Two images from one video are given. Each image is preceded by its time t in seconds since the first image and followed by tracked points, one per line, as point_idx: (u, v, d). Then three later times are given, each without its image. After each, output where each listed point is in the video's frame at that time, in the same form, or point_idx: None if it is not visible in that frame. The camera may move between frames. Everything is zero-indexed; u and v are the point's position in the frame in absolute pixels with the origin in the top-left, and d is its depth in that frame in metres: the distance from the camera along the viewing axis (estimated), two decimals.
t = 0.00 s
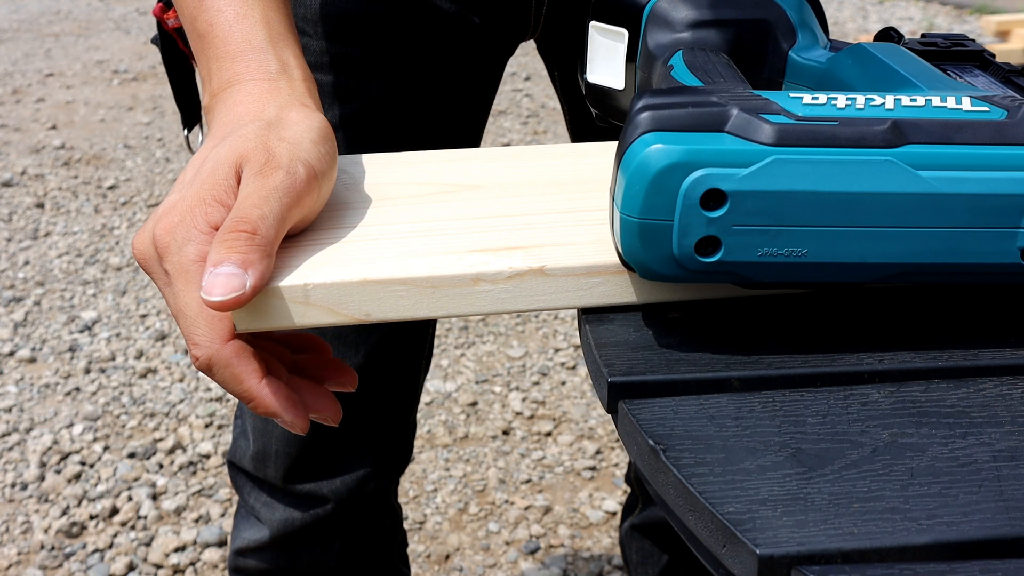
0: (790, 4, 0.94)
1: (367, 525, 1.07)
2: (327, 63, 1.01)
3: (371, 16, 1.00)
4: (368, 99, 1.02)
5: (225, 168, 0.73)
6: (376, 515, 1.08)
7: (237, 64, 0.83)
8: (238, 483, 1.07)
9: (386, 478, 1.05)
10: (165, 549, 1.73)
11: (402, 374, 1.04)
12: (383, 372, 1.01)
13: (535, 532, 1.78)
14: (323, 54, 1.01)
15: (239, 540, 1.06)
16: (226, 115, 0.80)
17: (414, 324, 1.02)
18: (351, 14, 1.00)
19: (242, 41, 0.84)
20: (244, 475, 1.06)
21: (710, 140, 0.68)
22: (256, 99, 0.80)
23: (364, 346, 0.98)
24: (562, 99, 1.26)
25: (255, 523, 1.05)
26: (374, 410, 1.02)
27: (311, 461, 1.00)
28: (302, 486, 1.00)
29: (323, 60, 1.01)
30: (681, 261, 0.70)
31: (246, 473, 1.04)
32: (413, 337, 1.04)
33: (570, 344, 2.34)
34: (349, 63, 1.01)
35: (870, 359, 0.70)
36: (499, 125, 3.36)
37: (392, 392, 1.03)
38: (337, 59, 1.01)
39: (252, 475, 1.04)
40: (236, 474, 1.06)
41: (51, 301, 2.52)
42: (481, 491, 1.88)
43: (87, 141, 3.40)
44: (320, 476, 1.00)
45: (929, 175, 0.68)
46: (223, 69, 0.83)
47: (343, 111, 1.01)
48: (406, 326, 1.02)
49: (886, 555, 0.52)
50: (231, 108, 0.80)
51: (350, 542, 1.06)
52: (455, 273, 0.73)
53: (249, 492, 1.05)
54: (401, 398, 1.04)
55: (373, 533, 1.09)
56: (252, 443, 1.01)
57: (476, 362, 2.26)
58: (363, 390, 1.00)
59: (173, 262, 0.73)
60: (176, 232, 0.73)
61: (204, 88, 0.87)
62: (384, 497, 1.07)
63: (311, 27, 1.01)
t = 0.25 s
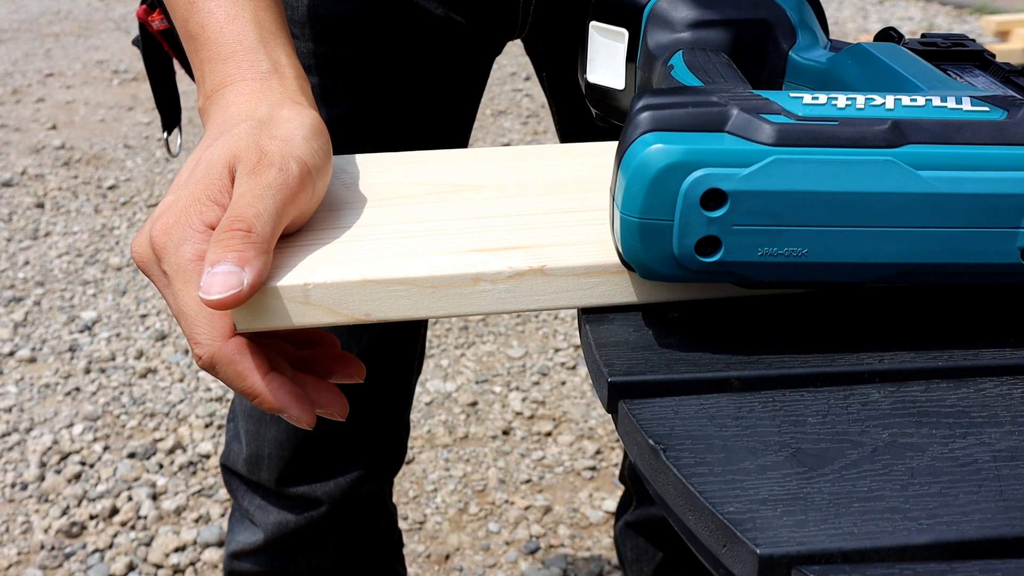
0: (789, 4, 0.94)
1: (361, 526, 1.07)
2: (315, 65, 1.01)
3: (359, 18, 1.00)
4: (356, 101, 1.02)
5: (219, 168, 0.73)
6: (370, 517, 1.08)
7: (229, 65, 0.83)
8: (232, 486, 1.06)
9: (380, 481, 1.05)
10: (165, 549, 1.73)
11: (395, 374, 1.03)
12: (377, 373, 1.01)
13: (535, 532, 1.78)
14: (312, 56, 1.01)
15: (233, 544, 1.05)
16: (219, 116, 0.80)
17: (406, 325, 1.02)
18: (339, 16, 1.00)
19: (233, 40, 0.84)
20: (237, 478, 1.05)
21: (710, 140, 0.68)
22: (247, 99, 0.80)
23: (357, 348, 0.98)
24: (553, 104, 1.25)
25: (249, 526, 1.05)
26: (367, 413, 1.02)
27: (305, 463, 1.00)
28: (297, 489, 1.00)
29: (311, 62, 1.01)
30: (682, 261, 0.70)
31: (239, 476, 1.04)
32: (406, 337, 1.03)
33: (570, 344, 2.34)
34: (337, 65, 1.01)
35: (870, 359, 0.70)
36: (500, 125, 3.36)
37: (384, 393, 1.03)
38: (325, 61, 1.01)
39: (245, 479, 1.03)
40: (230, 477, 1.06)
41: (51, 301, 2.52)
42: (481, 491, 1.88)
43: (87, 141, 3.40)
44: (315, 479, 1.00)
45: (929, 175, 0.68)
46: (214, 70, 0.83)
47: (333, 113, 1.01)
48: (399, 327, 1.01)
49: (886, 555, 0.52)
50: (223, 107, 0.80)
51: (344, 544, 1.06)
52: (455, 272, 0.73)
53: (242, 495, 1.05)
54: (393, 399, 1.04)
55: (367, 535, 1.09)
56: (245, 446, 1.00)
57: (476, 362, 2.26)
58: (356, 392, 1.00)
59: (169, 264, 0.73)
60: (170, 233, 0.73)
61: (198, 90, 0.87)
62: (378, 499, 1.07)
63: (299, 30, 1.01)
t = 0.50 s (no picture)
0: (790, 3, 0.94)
1: (358, 529, 1.07)
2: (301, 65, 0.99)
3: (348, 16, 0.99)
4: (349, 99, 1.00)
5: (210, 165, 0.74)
6: (368, 519, 1.08)
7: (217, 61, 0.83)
8: (226, 492, 1.06)
9: (375, 483, 1.05)
10: (165, 549, 1.73)
11: (389, 375, 1.02)
12: (370, 375, 1.00)
13: (535, 532, 1.78)
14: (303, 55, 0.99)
15: (230, 548, 1.06)
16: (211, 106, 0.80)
17: (400, 326, 1.01)
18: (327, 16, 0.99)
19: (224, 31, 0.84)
20: (232, 483, 1.05)
21: (711, 139, 0.68)
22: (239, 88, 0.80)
23: (351, 351, 0.97)
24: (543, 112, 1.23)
25: (244, 531, 1.05)
26: (360, 415, 1.01)
27: (300, 465, 1.00)
28: (294, 491, 1.00)
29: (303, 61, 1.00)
30: (683, 260, 0.70)
31: (235, 480, 1.04)
32: (401, 339, 1.02)
33: (570, 344, 2.34)
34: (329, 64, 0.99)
35: (871, 358, 0.70)
36: (500, 125, 3.36)
37: (378, 394, 1.02)
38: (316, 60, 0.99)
39: (240, 483, 1.03)
40: (225, 482, 1.06)
41: (51, 301, 2.52)
42: (481, 491, 1.88)
43: (87, 141, 3.40)
44: (311, 482, 1.00)
45: (930, 174, 0.68)
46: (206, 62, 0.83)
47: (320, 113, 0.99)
48: (393, 328, 1.00)
49: (887, 554, 0.52)
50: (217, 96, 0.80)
51: (341, 547, 1.06)
52: (456, 271, 0.73)
53: (237, 499, 1.04)
54: (387, 400, 1.04)
55: (364, 537, 1.08)
56: (241, 450, 1.00)
57: (476, 362, 2.26)
58: (350, 395, 0.99)
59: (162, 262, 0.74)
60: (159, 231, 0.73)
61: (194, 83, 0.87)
62: (374, 501, 1.07)
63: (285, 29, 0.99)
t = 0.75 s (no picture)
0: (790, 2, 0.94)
1: (356, 530, 1.07)
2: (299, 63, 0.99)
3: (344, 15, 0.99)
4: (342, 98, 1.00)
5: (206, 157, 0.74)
6: (366, 520, 1.08)
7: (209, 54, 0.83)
8: (223, 492, 1.07)
9: (371, 483, 1.05)
10: (165, 549, 1.73)
11: (384, 374, 1.03)
12: (365, 372, 1.00)
13: (535, 532, 1.78)
14: (296, 53, 0.99)
15: (227, 550, 1.06)
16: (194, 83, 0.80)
17: (396, 325, 1.01)
18: (321, 17, 0.98)
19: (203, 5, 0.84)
20: (229, 483, 1.06)
21: (710, 139, 0.68)
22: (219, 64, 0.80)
23: (345, 349, 0.97)
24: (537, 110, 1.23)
25: (242, 532, 1.05)
26: (355, 414, 1.02)
27: (297, 464, 1.00)
28: (289, 491, 1.00)
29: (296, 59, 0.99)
30: (682, 260, 0.70)
31: (232, 480, 1.05)
32: (393, 340, 1.02)
33: (570, 344, 2.34)
34: (320, 62, 1.00)
35: (870, 358, 0.70)
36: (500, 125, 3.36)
37: (373, 393, 1.03)
38: (308, 58, 0.99)
39: (236, 483, 1.04)
40: (221, 483, 1.07)
41: (51, 301, 2.52)
42: (481, 491, 1.88)
43: (87, 142, 3.40)
44: (306, 481, 1.00)
45: (929, 174, 0.68)
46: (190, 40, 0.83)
47: (320, 108, 1.00)
48: (387, 327, 1.01)
49: (886, 553, 0.52)
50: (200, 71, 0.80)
51: (338, 547, 1.06)
52: (455, 271, 0.73)
53: (233, 500, 1.05)
54: (382, 399, 1.04)
55: (363, 538, 1.08)
56: (237, 449, 1.01)
57: (476, 362, 2.26)
58: (344, 393, 1.00)
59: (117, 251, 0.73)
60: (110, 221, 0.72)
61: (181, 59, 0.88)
62: (371, 501, 1.07)
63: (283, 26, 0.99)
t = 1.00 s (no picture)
0: (789, 2, 0.94)
1: (359, 530, 1.07)
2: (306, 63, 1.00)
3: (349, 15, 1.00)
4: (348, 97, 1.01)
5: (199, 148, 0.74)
6: (369, 519, 1.08)
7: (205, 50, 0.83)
8: (227, 491, 1.07)
9: (375, 483, 1.05)
10: (165, 549, 1.73)
11: (390, 375, 1.03)
12: (370, 370, 1.00)
13: (535, 532, 1.78)
14: (301, 52, 1.00)
15: (231, 548, 1.06)
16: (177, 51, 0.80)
17: (400, 324, 1.01)
18: (327, 18, 0.99)
19: None
20: (233, 482, 1.06)
21: (710, 139, 0.68)
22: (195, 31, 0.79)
23: (351, 349, 0.98)
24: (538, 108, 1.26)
25: (246, 531, 1.05)
26: (359, 413, 1.02)
27: (301, 464, 1.00)
28: (294, 490, 1.00)
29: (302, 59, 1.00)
30: (681, 260, 0.70)
31: (235, 479, 1.05)
32: (400, 340, 1.02)
33: (570, 344, 2.34)
34: (325, 62, 1.00)
35: (870, 358, 0.70)
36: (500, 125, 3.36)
37: (379, 393, 1.03)
38: (314, 57, 1.00)
39: (241, 482, 1.04)
40: (225, 481, 1.07)
41: (51, 301, 2.52)
42: (481, 491, 1.88)
43: (87, 142, 3.41)
44: (310, 480, 1.00)
45: (928, 176, 0.68)
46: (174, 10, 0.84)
47: (326, 108, 1.00)
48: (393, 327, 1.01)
49: (886, 553, 0.52)
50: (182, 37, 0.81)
51: (342, 548, 1.06)
52: (455, 271, 0.73)
53: (238, 499, 1.05)
54: (388, 400, 1.04)
55: (365, 539, 1.08)
56: (242, 448, 1.01)
57: (476, 362, 2.26)
58: (349, 394, 1.00)
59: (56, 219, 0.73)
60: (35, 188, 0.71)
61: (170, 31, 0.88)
62: (374, 502, 1.07)
63: (290, 27, 0.99)
